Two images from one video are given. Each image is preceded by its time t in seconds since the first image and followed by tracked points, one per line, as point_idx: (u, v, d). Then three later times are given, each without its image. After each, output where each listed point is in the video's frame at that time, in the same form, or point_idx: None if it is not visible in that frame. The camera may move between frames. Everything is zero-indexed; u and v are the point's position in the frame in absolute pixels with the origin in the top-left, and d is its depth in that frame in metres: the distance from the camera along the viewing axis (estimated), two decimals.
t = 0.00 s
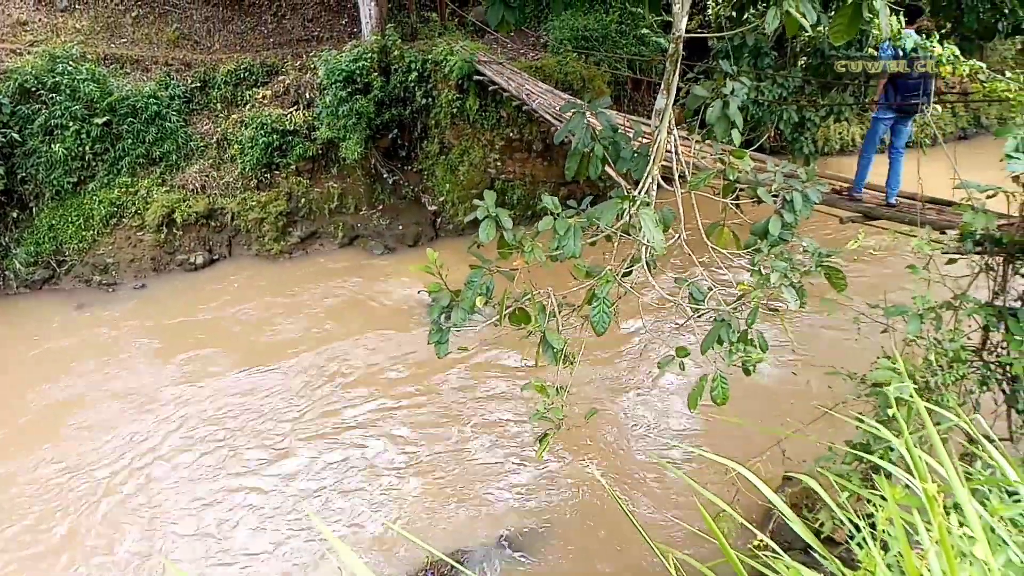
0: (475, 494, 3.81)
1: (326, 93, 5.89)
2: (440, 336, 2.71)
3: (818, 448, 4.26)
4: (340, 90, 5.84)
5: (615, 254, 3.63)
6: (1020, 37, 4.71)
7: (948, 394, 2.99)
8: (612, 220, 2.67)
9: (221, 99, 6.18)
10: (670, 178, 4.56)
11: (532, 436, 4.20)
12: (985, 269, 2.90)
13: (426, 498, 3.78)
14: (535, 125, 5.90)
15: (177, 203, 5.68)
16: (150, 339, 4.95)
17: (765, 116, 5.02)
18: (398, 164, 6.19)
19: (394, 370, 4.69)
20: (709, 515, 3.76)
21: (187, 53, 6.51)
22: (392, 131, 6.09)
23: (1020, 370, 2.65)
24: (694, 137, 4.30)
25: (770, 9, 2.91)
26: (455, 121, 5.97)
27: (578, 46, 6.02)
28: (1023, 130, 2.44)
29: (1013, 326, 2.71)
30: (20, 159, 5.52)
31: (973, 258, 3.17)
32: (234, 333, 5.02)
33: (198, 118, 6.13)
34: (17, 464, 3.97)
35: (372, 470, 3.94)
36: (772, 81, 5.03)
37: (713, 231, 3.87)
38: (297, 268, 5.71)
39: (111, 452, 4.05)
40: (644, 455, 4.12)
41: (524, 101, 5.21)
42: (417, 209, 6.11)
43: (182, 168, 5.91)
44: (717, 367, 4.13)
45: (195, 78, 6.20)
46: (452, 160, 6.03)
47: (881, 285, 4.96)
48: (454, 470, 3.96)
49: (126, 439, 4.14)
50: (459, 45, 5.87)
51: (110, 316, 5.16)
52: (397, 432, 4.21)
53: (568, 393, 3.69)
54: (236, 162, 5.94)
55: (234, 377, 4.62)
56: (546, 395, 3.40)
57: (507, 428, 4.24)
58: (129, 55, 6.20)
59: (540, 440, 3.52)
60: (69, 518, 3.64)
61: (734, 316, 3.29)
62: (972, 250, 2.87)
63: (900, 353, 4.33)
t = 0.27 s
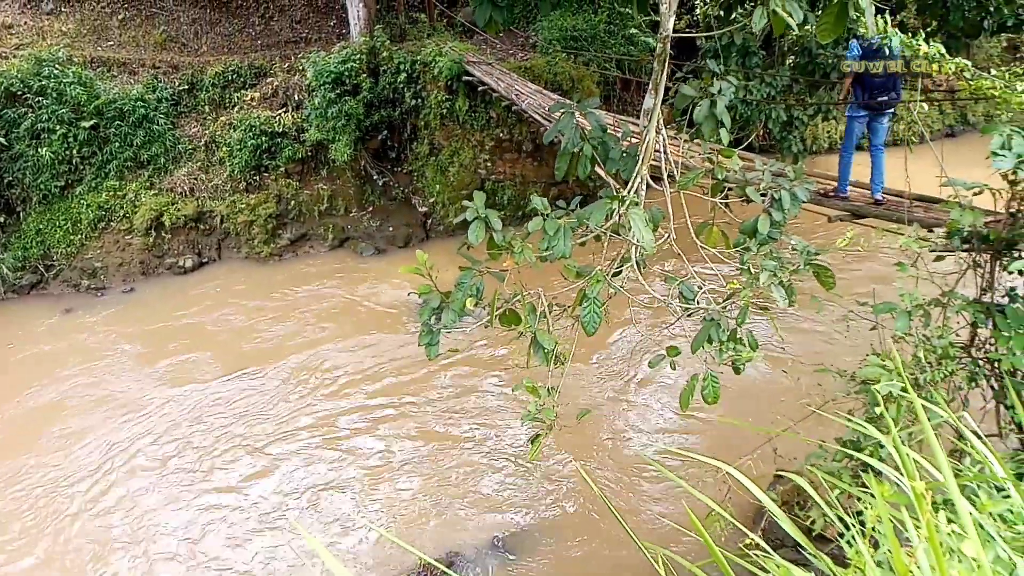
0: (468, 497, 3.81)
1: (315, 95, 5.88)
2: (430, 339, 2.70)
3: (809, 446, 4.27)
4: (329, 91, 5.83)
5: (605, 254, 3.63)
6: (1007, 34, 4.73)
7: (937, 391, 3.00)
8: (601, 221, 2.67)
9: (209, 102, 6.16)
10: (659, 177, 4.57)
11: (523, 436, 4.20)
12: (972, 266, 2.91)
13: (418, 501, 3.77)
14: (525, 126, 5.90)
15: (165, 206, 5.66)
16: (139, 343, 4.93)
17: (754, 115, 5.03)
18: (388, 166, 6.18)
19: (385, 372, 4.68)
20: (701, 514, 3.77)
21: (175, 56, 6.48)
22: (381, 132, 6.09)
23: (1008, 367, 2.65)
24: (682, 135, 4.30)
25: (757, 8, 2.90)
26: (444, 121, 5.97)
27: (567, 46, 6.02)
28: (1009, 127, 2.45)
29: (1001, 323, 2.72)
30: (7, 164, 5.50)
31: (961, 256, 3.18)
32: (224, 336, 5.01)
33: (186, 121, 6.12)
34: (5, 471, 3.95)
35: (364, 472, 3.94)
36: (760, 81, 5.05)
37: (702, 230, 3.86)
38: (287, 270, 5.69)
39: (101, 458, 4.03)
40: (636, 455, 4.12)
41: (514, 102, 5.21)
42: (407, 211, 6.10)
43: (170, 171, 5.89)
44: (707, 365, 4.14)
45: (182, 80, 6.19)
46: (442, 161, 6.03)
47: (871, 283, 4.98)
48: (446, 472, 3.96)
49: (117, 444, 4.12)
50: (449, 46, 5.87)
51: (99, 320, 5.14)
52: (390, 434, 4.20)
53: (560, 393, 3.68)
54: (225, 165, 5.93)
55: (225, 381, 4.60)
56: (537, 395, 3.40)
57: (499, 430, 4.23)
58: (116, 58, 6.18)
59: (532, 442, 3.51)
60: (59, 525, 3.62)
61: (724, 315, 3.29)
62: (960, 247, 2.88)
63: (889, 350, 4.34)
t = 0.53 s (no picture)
0: (457, 498, 3.80)
1: (304, 95, 5.87)
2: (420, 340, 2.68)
3: (798, 445, 4.28)
4: (318, 91, 5.82)
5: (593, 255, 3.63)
6: (992, 35, 4.77)
7: (924, 390, 3.01)
8: (590, 221, 2.67)
9: (198, 102, 6.14)
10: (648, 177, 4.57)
11: (513, 437, 4.19)
12: (960, 265, 2.92)
13: (408, 502, 3.76)
14: (515, 126, 5.90)
15: (153, 206, 5.63)
16: (127, 345, 4.90)
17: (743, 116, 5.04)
18: (378, 166, 6.17)
19: (374, 373, 4.66)
20: (690, 514, 3.77)
21: (163, 56, 6.45)
22: (371, 132, 6.08)
23: (994, 365, 2.67)
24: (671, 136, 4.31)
25: (745, 10, 2.89)
26: (434, 122, 5.96)
27: (557, 47, 6.03)
28: (994, 128, 2.46)
29: (988, 322, 2.73)
30: None
31: (948, 255, 3.19)
32: (212, 337, 4.98)
33: (174, 121, 6.09)
34: None
35: (354, 474, 3.92)
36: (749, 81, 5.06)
37: (692, 231, 3.86)
38: (276, 271, 5.66)
39: (88, 460, 4.00)
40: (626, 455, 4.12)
41: (504, 102, 5.21)
42: (397, 211, 6.09)
43: (158, 172, 5.87)
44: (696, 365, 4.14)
45: (170, 80, 6.16)
46: (432, 162, 6.01)
47: (859, 282, 5.01)
48: (436, 473, 3.95)
49: (104, 446, 4.10)
50: (439, 46, 5.86)
51: (86, 322, 5.10)
52: (380, 435, 4.19)
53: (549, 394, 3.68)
54: (214, 165, 5.90)
55: (213, 383, 4.58)
56: (527, 396, 3.39)
57: (488, 431, 4.22)
58: (103, 58, 6.14)
59: (522, 442, 3.51)
60: (44, 528, 3.60)
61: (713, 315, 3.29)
62: (947, 247, 2.89)
63: (878, 350, 4.36)
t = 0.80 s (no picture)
0: (445, 502, 3.79)
1: (291, 99, 5.86)
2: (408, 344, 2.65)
3: (784, 447, 4.30)
4: (305, 95, 5.81)
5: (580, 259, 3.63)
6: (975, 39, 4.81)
7: (909, 392, 3.02)
8: (577, 224, 2.66)
9: (183, 105, 6.11)
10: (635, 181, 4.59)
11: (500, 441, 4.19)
12: (943, 268, 2.93)
13: (395, 508, 3.75)
14: (503, 130, 5.91)
15: (138, 211, 5.61)
16: (112, 351, 4.86)
17: (729, 119, 5.06)
18: (365, 170, 6.16)
19: (362, 378, 4.65)
20: (678, 517, 3.78)
21: (148, 59, 6.42)
22: (358, 136, 6.08)
23: (978, 367, 2.68)
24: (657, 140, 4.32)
25: (729, 13, 2.88)
26: (422, 125, 5.96)
27: (544, 50, 6.06)
28: (976, 130, 2.48)
29: (972, 324, 2.74)
30: None
31: (933, 258, 3.20)
32: (198, 343, 4.95)
33: (159, 125, 6.07)
34: None
35: (341, 479, 3.91)
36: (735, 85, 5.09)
37: (678, 234, 3.87)
38: (263, 276, 5.64)
39: (72, 468, 3.97)
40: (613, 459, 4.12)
41: (491, 106, 5.21)
42: (385, 215, 6.07)
43: (144, 176, 5.85)
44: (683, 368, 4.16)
45: (156, 84, 6.13)
46: (419, 165, 6.01)
47: (845, 285, 5.04)
48: (423, 478, 3.93)
49: (88, 453, 4.06)
50: (426, 50, 5.86)
51: (71, 327, 5.06)
52: (368, 441, 4.17)
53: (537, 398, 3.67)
54: (199, 169, 5.88)
55: (200, 388, 4.55)
56: (514, 399, 3.39)
57: (476, 435, 4.21)
58: (88, 61, 6.11)
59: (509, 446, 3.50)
60: (28, 537, 3.56)
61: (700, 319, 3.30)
62: (931, 249, 2.89)
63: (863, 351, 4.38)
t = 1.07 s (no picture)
0: (437, 504, 3.78)
1: (281, 100, 5.84)
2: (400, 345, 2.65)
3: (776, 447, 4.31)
4: (295, 96, 5.79)
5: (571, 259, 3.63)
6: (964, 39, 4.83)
7: (900, 391, 3.03)
8: (568, 225, 2.66)
9: (173, 107, 6.09)
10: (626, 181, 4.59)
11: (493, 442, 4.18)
12: (933, 266, 2.94)
13: (388, 510, 3.74)
14: (495, 131, 5.90)
15: (128, 214, 5.59)
16: (102, 354, 4.83)
17: (719, 120, 5.07)
18: (356, 171, 6.15)
19: (353, 380, 4.63)
20: (671, 517, 3.78)
21: (137, 61, 6.40)
22: (349, 137, 6.07)
23: (969, 366, 2.68)
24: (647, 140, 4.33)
25: (719, 14, 2.88)
26: (413, 126, 5.95)
27: (535, 51, 6.06)
28: (965, 130, 2.49)
29: (962, 322, 2.75)
30: None
31: (923, 257, 3.21)
32: (189, 346, 4.93)
33: (149, 127, 6.06)
34: None
35: (334, 482, 3.90)
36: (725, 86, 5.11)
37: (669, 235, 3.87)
38: (254, 278, 5.62)
39: (62, 472, 3.94)
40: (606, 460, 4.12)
41: (483, 107, 5.20)
42: (377, 216, 6.06)
43: (133, 178, 5.83)
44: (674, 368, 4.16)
45: (145, 86, 6.11)
46: (411, 166, 6.00)
47: (835, 284, 5.05)
48: (416, 479, 3.93)
49: (78, 458, 4.04)
50: (416, 51, 5.85)
51: (60, 331, 5.03)
52: (360, 443, 4.16)
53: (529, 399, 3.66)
54: (189, 172, 5.86)
55: (190, 392, 4.53)
56: (505, 401, 3.38)
57: (468, 437, 4.20)
58: (77, 63, 6.08)
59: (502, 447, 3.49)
60: (17, 542, 3.54)
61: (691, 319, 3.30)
62: (921, 248, 2.90)
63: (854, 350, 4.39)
